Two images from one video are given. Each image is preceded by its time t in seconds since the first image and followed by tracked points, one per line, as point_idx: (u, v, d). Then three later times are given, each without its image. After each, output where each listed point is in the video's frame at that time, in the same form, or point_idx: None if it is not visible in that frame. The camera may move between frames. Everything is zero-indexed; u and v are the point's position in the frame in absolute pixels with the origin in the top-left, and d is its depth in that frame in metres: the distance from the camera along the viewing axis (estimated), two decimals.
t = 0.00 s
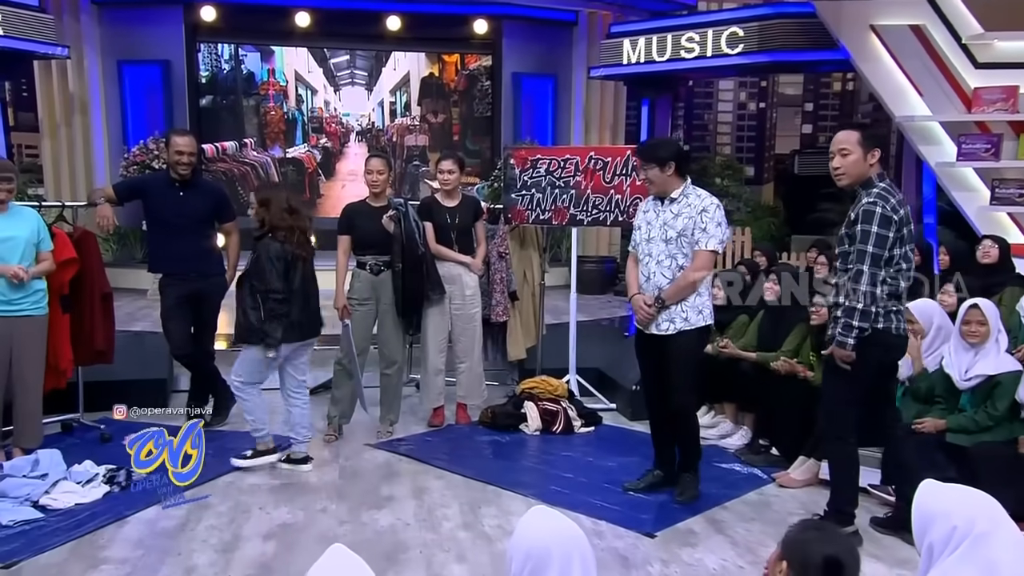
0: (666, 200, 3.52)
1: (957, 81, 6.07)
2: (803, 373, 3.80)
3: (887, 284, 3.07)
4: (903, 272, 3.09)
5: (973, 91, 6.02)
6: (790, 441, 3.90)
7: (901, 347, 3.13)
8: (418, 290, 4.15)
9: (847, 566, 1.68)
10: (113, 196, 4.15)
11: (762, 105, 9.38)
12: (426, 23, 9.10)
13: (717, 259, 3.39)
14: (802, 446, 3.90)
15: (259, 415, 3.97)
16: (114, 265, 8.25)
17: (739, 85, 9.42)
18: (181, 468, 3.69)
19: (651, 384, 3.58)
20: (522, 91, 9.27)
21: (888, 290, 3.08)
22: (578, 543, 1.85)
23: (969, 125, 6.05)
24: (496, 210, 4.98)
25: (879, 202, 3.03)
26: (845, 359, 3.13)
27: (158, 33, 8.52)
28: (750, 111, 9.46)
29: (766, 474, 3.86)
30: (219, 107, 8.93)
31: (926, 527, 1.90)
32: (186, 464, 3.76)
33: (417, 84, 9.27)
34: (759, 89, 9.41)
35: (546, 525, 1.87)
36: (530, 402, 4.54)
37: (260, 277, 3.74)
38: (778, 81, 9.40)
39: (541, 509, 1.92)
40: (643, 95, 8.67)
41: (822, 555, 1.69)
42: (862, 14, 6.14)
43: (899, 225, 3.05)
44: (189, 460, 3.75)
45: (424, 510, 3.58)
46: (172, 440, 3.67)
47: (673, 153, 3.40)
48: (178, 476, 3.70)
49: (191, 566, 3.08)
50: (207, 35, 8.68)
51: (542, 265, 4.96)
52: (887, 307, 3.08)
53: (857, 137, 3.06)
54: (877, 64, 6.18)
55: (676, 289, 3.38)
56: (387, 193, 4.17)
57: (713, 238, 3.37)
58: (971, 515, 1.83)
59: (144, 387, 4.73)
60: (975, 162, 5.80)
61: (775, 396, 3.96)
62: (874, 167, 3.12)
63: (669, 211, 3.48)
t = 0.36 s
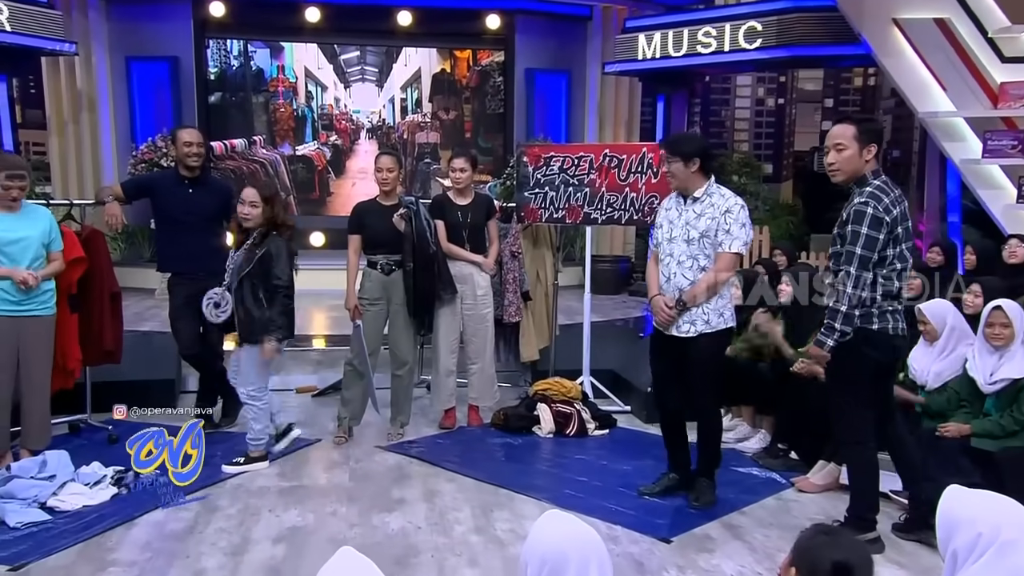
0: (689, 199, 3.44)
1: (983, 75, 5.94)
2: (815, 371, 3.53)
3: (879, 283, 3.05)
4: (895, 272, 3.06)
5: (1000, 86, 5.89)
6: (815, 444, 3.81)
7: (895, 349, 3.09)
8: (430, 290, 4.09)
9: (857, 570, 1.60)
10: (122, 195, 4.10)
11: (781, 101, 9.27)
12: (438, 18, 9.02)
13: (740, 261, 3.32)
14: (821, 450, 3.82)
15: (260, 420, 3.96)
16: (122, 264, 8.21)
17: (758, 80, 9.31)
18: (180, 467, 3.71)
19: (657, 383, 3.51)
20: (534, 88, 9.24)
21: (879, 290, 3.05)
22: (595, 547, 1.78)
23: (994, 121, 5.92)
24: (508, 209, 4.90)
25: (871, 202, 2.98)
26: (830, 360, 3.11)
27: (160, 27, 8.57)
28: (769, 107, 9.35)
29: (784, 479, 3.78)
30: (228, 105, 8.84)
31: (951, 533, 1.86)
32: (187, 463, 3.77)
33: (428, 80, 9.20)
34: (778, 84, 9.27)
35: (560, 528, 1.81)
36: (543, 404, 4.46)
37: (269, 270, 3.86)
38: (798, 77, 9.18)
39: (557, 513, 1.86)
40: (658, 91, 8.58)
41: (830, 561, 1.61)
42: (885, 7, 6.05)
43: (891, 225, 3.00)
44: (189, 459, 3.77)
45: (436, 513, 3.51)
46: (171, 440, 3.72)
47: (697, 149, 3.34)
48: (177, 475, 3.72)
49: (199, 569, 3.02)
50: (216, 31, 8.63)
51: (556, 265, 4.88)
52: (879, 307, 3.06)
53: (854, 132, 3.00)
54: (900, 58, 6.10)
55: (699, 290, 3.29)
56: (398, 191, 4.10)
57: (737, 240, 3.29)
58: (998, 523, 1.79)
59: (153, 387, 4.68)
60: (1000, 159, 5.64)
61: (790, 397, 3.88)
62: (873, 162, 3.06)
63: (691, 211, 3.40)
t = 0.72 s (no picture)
0: (702, 197, 3.35)
1: (1008, 68, 5.77)
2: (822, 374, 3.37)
3: (891, 286, 2.97)
4: (906, 274, 2.98)
5: None
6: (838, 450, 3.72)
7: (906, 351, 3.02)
8: (439, 290, 4.03)
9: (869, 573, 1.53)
10: (130, 192, 4.05)
11: (800, 97, 9.15)
12: (448, 13, 8.96)
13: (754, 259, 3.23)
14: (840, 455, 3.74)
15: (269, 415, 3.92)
16: (128, 263, 8.18)
17: (776, 76, 9.18)
18: (180, 468, 3.65)
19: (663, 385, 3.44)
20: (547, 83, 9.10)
21: (891, 293, 2.97)
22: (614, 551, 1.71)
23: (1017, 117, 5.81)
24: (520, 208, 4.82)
25: (883, 201, 2.91)
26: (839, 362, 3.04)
27: (172, 25, 8.49)
28: (786, 104, 9.23)
29: (802, 484, 3.69)
30: (236, 101, 8.85)
31: (977, 541, 1.80)
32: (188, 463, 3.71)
33: (439, 76, 9.14)
34: (796, 80, 9.15)
35: (574, 532, 1.75)
36: (555, 406, 4.39)
37: (289, 268, 3.89)
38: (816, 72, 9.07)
39: (571, 517, 1.80)
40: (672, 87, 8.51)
41: (840, 566, 1.54)
42: None
43: (903, 225, 2.93)
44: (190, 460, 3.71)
45: (446, 516, 3.45)
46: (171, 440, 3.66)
47: (713, 145, 3.25)
48: (177, 476, 3.66)
49: (206, 572, 2.96)
50: (224, 27, 8.63)
51: (568, 264, 4.81)
52: (890, 311, 2.96)
53: (868, 126, 2.91)
54: (921, 51, 5.96)
55: (712, 289, 3.21)
56: (407, 189, 4.03)
57: (750, 238, 3.20)
58: None
59: (159, 388, 4.62)
60: None
61: (806, 403, 3.80)
62: (886, 157, 2.99)
63: (704, 209, 3.32)
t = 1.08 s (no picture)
0: (708, 193, 3.26)
1: None
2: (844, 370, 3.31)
3: (918, 288, 2.86)
4: (930, 274, 2.88)
5: None
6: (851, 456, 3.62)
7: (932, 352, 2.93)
8: (451, 291, 3.96)
9: None
10: (138, 190, 4.00)
11: (819, 92, 9.09)
12: (460, 9, 8.90)
13: (757, 258, 3.13)
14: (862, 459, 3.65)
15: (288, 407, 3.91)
16: (137, 261, 8.16)
17: (795, 71, 9.12)
18: (180, 468, 3.58)
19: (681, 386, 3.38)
20: (561, 79, 9.03)
21: (917, 295, 2.87)
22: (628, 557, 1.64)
23: None
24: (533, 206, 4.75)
25: (907, 198, 2.82)
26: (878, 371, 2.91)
27: (178, 19, 8.45)
28: (806, 100, 9.15)
29: (823, 489, 3.60)
30: (245, 97, 8.80)
31: (1007, 549, 1.72)
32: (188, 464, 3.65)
33: (451, 72, 9.08)
34: (815, 75, 9.08)
35: (586, 535, 1.68)
36: (569, 408, 4.32)
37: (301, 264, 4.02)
38: (838, 67, 9.01)
39: (583, 519, 1.73)
40: (689, 83, 8.44)
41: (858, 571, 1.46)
42: None
43: (926, 224, 2.84)
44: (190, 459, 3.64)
45: (458, 520, 3.38)
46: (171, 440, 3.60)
47: (725, 142, 3.17)
48: (178, 475, 3.60)
49: None
50: (233, 22, 8.61)
51: (582, 264, 4.74)
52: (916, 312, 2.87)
53: (876, 124, 2.85)
54: (947, 45, 5.88)
55: (712, 288, 3.13)
56: (419, 187, 3.96)
57: (753, 236, 3.10)
58: None
59: (167, 389, 4.57)
60: None
61: (826, 406, 3.70)
62: (900, 154, 2.90)
63: (709, 206, 3.23)
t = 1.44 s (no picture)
0: (721, 194, 3.25)
1: None
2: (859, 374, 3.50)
3: (926, 285, 2.85)
4: (940, 272, 2.86)
5: None
6: (861, 457, 3.58)
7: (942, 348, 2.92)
8: (466, 291, 3.96)
9: None
10: (154, 190, 4.02)
11: (835, 92, 9.04)
12: (475, 9, 8.91)
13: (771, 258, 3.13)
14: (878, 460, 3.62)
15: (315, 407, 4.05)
16: (153, 261, 8.20)
17: (810, 70, 9.09)
18: (179, 468, 3.60)
19: (694, 388, 3.36)
20: (575, 79, 9.05)
21: (926, 292, 2.85)
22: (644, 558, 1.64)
23: None
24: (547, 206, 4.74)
25: (916, 195, 2.81)
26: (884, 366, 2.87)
27: (196, 20, 8.51)
28: (822, 100, 9.10)
29: (839, 491, 3.58)
30: (260, 98, 8.84)
31: None
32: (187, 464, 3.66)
33: (465, 72, 9.08)
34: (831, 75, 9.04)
35: (601, 535, 1.67)
36: (583, 409, 4.31)
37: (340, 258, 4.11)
38: (852, 66, 8.89)
39: (598, 520, 1.72)
40: (704, 83, 8.41)
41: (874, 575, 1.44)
42: None
43: (936, 221, 2.83)
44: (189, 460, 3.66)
45: (472, 520, 3.38)
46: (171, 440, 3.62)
47: (740, 142, 3.15)
48: (177, 475, 3.61)
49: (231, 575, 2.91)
50: (249, 23, 8.64)
51: (597, 264, 4.74)
52: (926, 308, 2.86)
53: (868, 130, 2.88)
54: (965, 44, 5.82)
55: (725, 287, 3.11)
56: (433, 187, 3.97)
57: (768, 236, 3.10)
58: None
59: (182, 388, 4.59)
60: None
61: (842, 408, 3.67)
62: (900, 156, 2.89)
63: (721, 207, 3.22)
